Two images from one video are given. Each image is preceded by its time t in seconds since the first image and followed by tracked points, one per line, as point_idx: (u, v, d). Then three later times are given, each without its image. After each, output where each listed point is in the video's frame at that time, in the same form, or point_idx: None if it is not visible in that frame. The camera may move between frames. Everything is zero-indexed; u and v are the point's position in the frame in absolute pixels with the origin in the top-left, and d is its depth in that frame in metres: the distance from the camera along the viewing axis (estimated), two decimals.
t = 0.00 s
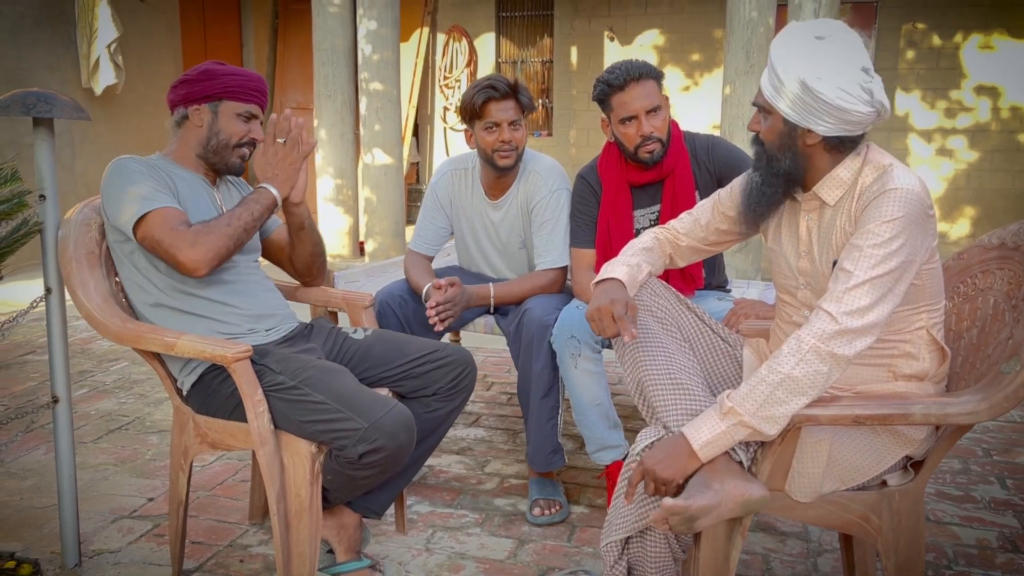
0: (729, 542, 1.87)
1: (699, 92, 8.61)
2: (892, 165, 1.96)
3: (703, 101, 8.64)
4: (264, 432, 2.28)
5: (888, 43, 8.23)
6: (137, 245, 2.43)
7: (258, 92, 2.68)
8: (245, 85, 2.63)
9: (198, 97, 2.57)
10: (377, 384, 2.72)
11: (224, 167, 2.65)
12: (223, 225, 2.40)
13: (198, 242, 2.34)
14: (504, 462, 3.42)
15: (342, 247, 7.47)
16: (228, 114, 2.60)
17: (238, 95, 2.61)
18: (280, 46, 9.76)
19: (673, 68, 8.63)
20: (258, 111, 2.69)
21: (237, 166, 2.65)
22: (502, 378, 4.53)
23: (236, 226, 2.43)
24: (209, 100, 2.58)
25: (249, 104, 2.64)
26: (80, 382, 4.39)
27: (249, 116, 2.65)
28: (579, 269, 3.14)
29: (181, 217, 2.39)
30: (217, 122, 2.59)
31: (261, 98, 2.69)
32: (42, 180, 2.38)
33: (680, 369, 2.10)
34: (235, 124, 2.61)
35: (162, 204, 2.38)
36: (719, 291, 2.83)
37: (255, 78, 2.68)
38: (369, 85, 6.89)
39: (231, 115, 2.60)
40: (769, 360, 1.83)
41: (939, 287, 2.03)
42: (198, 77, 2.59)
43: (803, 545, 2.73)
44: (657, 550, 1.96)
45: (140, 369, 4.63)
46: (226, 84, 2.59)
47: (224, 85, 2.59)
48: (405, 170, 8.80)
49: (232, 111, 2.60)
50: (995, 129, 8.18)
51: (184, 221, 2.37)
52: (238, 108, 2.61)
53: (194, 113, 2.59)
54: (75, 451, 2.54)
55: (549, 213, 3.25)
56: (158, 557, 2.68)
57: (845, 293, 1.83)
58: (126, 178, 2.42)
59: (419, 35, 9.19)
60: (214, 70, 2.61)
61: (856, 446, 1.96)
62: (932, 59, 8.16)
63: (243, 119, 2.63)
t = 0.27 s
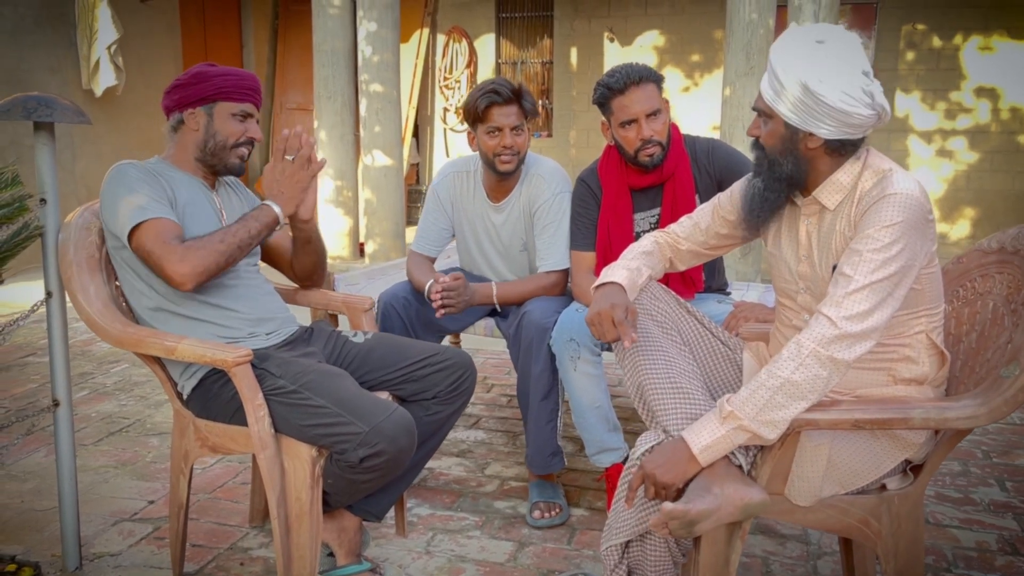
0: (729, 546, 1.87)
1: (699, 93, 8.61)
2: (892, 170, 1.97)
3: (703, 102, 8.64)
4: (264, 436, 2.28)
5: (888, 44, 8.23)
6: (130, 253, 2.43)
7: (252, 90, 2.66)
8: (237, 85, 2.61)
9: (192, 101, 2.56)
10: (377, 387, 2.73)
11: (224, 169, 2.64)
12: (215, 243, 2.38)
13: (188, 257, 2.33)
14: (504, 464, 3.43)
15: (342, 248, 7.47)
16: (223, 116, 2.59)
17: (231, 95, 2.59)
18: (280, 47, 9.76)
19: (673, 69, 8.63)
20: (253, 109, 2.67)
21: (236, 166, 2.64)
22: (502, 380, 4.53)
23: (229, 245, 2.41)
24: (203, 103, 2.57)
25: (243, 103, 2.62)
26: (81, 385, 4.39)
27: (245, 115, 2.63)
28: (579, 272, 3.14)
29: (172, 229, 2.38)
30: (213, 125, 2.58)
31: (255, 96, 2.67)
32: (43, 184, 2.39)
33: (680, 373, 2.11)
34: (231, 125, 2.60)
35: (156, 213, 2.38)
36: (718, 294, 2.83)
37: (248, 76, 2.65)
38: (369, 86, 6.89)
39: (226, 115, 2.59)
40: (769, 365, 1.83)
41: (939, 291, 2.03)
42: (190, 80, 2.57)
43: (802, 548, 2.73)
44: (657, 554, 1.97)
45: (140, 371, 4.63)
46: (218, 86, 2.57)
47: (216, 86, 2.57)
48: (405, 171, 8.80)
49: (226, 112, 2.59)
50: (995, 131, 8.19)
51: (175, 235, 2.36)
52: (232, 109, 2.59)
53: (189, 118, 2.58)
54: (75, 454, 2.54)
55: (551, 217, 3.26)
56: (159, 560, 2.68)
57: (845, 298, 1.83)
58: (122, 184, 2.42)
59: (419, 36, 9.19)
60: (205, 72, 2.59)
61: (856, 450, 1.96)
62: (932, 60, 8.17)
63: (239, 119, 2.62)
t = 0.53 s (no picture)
0: (727, 548, 1.87)
1: (698, 93, 8.61)
2: (890, 172, 1.97)
3: (702, 102, 8.65)
4: (262, 438, 2.28)
5: (887, 44, 8.25)
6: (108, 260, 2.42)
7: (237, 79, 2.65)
8: (221, 76, 2.61)
9: (180, 101, 2.56)
10: (375, 389, 2.72)
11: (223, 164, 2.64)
12: (161, 279, 2.29)
13: (135, 287, 2.29)
14: (503, 465, 3.42)
15: (341, 249, 7.46)
16: (213, 110, 2.59)
17: (216, 88, 2.59)
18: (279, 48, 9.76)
19: (672, 69, 8.64)
20: (241, 97, 2.66)
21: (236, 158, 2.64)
22: (501, 381, 4.53)
23: (177, 283, 2.30)
24: (191, 102, 2.57)
25: (230, 94, 2.62)
26: (79, 386, 4.39)
27: (234, 104, 2.63)
28: (578, 273, 3.14)
29: (136, 246, 2.35)
30: (205, 122, 2.58)
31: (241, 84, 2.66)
32: (40, 186, 2.39)
33: (678, 375, 2.11)
34: (222, 118, 2.60)
35: (122, 224, 2.35)
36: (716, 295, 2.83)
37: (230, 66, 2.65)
38: (368, 87, 6.90)
39: (216, 109, 2.59)
40: (767, 367, 1.83)
41: (936, 293, 2.03)
42: (173, 82, 2.57)
43: (801, 549, 2.73)
44: (655, 556, 1.97)
45: (139, 372, 4.63)
46: (201, 81, 2.57)
47: (199, 82, 2.57)
48: (404, 172, 8.81)
49: (215, 107, 2.59)
50: (994, 131, 8.20)
51: (131, 258, 2.32)
52: (221, 101, 2.59)
53: (181, 120, 2.58)
54: (73, 455, 2.54)
55: (553, 217, 3.27)
56: (157, 561, 2.68)
57: (843, 300, 1.83)
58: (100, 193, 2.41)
59: (418, 36, 9.19)
60: (185, 71, 2.59)
61: (854, 452, 1.96)
62: (930, 61, 8.18)
63: (230, 110, 2.62)
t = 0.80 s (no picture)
0: (725, 547, 1.87)
1: (696, 93, 8.61)
2: (888, 172, 1.96)
3: (700, 102, 8.64)
4: (260, 438, 2.28)
5: (886, 44, 8.26)
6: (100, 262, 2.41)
7: (225, 78, 2.64)
8: (208, 76, 2.60)
9: (168, 102, 2.56)
10: (373, 389, 2.72)
11: (213, 164, 2.63)
12: (154, 290, 2.29)
13: (125, 291, 2.27)
14: (501, 465, 3.42)
15: (339, 249, 7.45)
16: (201, 111, 2.58)
17: (204, 88, 2.58)
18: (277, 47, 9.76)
19: (670, 69, 8.63)
20: (230, 96, 2.66)
21: (225, 158, 2.63)
22: (499, 381, 4.53)
23: (170, 296, 2.31)
24: (178, 104, 2.57)
25: (219, 94, 2.61)
26: (77, 386, 4.38)
27: (223, 105, 2.63)
28: (576, 272, 3.14)
29: (128, 250, 2.34)
30: (193, 124, 2.58)
31: (230, 83, 2.66)
32: (37, 186, 2.38)
33: (676, 375, 2.11)
34: (210, 118, 2.59)
35: (115, 228, 2.35)
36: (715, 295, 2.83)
37: (219, 64, 2.64)
38: (367, 87, 6.89)
39: (204, 110, 2.59)
40: (765, 367, 1.83)
41: (935, 293, 2.03)
42: (161, 82, 2.57)
43: (799, 549, 2.73)
44: (653, 555, 1.97)
45: (137, 372, 4.62)
46: (188, 82, 2.56)
47: (187, 82, 2.56)
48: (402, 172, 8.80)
49: (203, 108, 2.58)
50: (992, 131, 8.21)
51: (121, 263, 2.31)
52: (209, 102, 2.59)
53: (168, 121, 2.58)
54: (71, 455, 2.54)
55: (552, 217, 3.25)
56: (155, 562, 2.68)
57: (841, 300, 1.83)
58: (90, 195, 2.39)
59: (417, 36, 9.19)
60: (173, 71, 2.58)
61: (852, 451, 1.96)
62: (928, 60, 8.20)
63: (218, 110, 2.61)
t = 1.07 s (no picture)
0: (724, 547, 1.87)
1: (694, 93, 8.61)
2: (887, 172, 1.96)
3: (698, 102, 8.64)
4: (258, 438, 2.27)
5: (884, 43, 8.27)
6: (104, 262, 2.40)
7: (215, 72, 2.63)
8: (198, 71, 2.59)
9: (161, 101, 2.54)
10: (371, 390, 2.72)
11: (210, 162, 2.63)
12: (174, 298, 2.31)
13: (145, 296, 2.29)
14: (499, 465, 3.42)
15: (337, 249, 7.44)
16: (194, 107, 2.57)
17: (195, 85, 2.57)
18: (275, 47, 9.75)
19: (668, 68, 8.63)
20: (222, 90, 2.65)
21: (222, 155, 2.62)
22: (498, 381, 4.52)
23: (189, 305, 2.33)
24: (171, 102, 2.55)
25: (210, 89, 2.60)
26: (74, 386, 4.38)
27: (215, 100, 2.62)
28: (574, 272, 3.14)
29: (139, 252, 2.34)
30: (187, 122, 2.57)
31: (221, 76, 2.65)
32: (34, 187, 2.38)
33: (675, 375, 2.10)
34: (204, 114, 2.59)
35: (124, 231, 2.34)
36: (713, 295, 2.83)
37: (208, 59, 2.63)
38: (365, 86, 6.88)
39: (198, 106, 2.58)
40: (765, 367, 1.83)
41: (933, 293, 2.03)
42: (151, 82, 2.56)
43: (798, 549, 2.73)
44: (651, 556, 1.97)
45: (135, 372, 4.62)
46: (178, 79, 2.55)
47: (177, 80, 2.55)
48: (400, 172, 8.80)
49: (196, 104, 2.57)
50: (990, 130, 8.22)
51: (134, 267, 2.31)
52: (202, 97, 2.58)
53: (163, 121, 2.56)
54: (68, 456, 2.53)
55: (551, 217, 3.26)
56: (152, 562, 2.67)
57: (840, 300, 1.83)
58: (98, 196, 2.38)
59: (415, 35, 9.19)
60: (162, 69, 2.57)
61: (851, 451, 1.96)
62: (926, 60, 8.21)
63: (211, 106, 2.60)
